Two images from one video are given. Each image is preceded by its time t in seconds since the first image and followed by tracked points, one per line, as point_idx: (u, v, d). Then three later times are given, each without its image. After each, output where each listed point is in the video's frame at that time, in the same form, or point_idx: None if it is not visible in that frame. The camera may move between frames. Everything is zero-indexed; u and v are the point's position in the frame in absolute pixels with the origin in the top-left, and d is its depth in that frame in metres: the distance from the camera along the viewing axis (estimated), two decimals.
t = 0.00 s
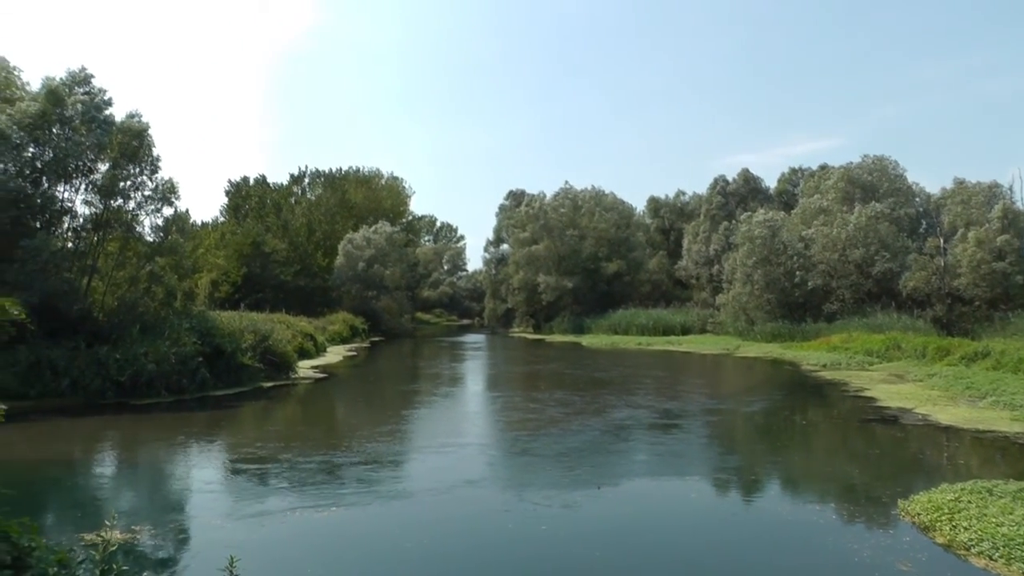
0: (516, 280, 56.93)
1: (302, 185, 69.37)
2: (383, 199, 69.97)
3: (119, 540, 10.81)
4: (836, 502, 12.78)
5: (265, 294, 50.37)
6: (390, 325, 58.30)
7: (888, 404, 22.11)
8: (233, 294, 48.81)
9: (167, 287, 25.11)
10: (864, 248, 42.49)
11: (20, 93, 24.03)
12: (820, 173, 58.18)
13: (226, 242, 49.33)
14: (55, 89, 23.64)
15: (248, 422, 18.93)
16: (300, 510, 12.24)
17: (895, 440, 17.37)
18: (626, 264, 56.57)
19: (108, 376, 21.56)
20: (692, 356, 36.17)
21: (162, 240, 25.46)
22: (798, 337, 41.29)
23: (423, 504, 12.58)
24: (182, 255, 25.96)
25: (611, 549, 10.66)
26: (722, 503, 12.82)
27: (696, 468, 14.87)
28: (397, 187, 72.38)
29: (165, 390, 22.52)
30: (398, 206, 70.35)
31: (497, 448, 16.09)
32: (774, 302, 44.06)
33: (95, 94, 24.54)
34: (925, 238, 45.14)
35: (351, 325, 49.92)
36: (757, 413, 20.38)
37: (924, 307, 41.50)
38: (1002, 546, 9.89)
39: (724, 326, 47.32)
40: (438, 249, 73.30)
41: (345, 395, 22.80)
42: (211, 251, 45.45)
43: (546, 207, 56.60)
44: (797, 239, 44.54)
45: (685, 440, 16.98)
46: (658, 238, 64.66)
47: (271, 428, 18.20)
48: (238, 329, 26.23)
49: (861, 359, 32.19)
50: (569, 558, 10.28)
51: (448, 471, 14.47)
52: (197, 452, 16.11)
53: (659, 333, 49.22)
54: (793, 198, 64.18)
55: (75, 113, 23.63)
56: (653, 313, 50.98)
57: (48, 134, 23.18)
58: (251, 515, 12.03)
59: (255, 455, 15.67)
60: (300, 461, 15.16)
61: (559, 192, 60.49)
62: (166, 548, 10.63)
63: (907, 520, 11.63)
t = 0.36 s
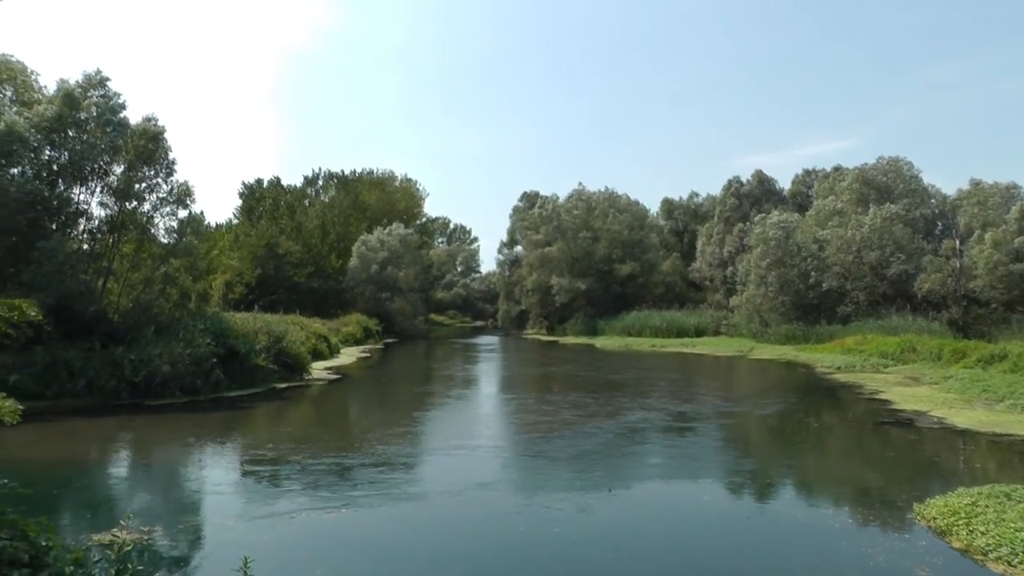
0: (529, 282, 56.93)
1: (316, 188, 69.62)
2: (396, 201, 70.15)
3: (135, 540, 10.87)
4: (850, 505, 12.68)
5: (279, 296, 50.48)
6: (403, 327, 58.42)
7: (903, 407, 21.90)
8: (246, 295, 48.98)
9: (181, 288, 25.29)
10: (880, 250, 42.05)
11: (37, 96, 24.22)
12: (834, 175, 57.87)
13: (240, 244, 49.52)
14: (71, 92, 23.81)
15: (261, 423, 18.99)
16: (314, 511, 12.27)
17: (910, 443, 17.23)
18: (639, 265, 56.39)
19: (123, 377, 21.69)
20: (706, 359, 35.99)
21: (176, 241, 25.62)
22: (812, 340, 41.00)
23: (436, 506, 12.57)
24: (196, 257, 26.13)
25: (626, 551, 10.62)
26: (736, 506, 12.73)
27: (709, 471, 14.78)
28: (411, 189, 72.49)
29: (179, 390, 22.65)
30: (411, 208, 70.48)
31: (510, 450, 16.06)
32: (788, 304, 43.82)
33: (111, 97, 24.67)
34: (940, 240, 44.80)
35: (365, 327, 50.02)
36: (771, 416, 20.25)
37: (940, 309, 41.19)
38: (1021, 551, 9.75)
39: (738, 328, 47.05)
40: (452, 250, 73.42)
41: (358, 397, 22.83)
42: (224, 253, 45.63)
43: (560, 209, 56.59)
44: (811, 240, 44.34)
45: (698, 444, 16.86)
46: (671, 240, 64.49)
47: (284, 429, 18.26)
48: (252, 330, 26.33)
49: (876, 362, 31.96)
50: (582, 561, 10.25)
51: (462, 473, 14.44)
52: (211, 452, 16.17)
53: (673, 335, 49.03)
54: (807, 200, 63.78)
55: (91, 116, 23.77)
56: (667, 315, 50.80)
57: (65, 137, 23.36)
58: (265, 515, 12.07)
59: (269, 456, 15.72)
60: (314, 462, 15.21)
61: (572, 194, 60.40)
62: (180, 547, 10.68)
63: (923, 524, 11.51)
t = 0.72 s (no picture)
0: (545, 284, 56.93)
1: (332, 190, 69.87)
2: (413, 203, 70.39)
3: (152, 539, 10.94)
4: (868, 509, 12.55)
5: (295, 297, 50.65)
6: (419, 329, 58.51)
7: (921, 410, 21.66)
8: (263, 297, 49.14)
9: (198, 290, 25.45)
10: (897, 251, 41.67)
11: (56, 101, 24.42)
12: (852, 175, 57.45)
13: (257, 246, 49.67)
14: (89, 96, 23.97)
15: (277, 424, 19.06)
16: (330, 512, 12.30)
17: (929, 446, 17.04)
18: (655, 267, 56.18)
19: (140, 378, 21.83)
20: (723, 360, 35.76)
21: (193, 243, 25.76)
22: (829, 342, 40.65)
23: (451, 507, 12.56)
24: (213, 259, 26.27)
25: (643, 554, 10.56)
26: (753, 509, 12.65)
27: (726, 474, 14.66)
28: (427, 191, 72.66)
29: (196, 392, 22.80)
30: (428, 210, 70.66)
31: (526, 452, 16.02)
32: (806, 305, 43.54)
33: (129, 101, 24.78)
34: (959, 240, 44.38)
35: (381, 329, 50.15)
36: (788, 419, 20.08)
37: (958, 310, 40.89)
38: None
39: (755, 329, 46.75)
40: (468, 252, 73.48)
41: (373, 398, 22.87)
42: (241, 254, 45.81)
43: (575, 211, 56.56)
44: (828, 241, 44.02)
45: (715, 446, 16.76)
46: (687, 241, 64.25)
47: (300, 430, 18.34)
48: (269, 332, 26.46)
49: (893, 364, 31.67)
50: (598, 564, 10.19)
51: (478, 475, 14.40)
52: (228, 453, 16.24)
53: (689, 337, 48.80)
54: (824, 200, 63.33)
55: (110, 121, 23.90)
56: (683, 316, 50.58)
57: (82, 140, 23.51)
58: (282, 516, 12.11)
59: (285, 457, 15.78)
60: (330, 463, 15.27)
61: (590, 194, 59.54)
62: (197, 547, 10.74)
63: (942, 528, 11.37)
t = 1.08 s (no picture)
0: (561, 286, 56.97)
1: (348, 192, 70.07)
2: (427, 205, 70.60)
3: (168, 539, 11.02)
4: (885, 511, 12.45)
5: (311, 299, 50.83)
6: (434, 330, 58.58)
7: (937, 412, 21.47)
8: (279, 298, 49.23)
9: (213, 292, 25.60)
10: (913, 252, 41.29)
11: (74, 105, 24.67)
12: (868, 175, 57.10)
13: (272, 248, 49.62)
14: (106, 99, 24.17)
15: (293, 425, 19.17)
16: (345, 513, 12.36)
17: (945, 447, 16.91)
18: (670, 268, 56.00)
19: (157, 379, 21.99)
20: (738, 362, 35.61)
21: (209, 246, 25.93)
22: (845, 343, 40.38)
23: (466, 508, 12.59)
24: (229, 261, 26.42)
25: (658, 556, 10.52)
26: (767, 511, 12.60)
27: (740, 475, 14.60)
28: (442, 193, 72.80)
29: (212, 393, 22.96)
30: (442, 211, 70.81)
31: (540, 453, 16.03)
32: (821, 306, 43.30)
33: (146, 104, 24.97)
34: (976, 241, 44.07)
35: (396, 330, 50.25)
36: (803, 420, 19.97)
37: (975, 311, 40.63)
38: None
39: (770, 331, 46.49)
40: (483, 253, 73.57)
41: (388, 399, 22.96)
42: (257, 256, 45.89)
43: (590, 212, 56.56)
44: (843, 242, 43.78)
45: (730, 448, 16.68)
46: (703, 243, 64.10)
47: (316, 430, 18.43)
48: (285, 333, 26.61)
49: (910, 365, 31.43)
50: (612, 565, 10.17)
51: (493, 477, 14.42)
52: (244, 454, 16.33)
53: (704, 338, 48.62)
54: (839, 201, 62.95)
55: (126, 124, 24.10)
56: (698, 318, 50.39)
57: (99, 144, 23.71)
58: (298, 517, 12.16)
59: (301, 458, 15.87)
60: (346, 464, 15.32)
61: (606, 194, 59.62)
62: (213, 547, 10.81)
63: (959, 531, 11.27)
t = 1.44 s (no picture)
0: (574, 287, 56.95)
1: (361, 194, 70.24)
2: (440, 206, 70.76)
3: (183, 538, 11.11)
4: (899, 514, 12.36)
5: (324, 300, 50.96)
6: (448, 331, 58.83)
7: (952, 413, 21.29)
8: (292, 300, 49.35)
9: (227, 293, 25.68)
10: (927, 253, 41.44)
11: (89, 108, 24.83)
12: (883, 176, 56.77)
13: (285, 250, 49.66)
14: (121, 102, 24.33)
15: (307, 426, 19.25)
16: (358, 513, 12.38)
17: (960, 449, 16.77)
18: (684, 269, 55.78)
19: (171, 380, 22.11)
20: (752, 363, 35.51)
21: (222, 247, 26.04)
22: (859, 344, 40.13)
23: (480, 509, 12.60)
24: (243, 263, 26.51)
25: (672, 558, 10.50)
26: (781, 513, 12.54)
27: (754, 478, 14.53)
28: (455, 194, 72.90)
29: (226, 393, 23.08)
30: (456, 213, 70.90)
31: (554, 455, 16.04)
32: (835, 308, 42.93)
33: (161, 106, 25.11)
34: (991, 242, 43.77)
35: (410, 331, 50.31)
36: (816, 422, 19.86)
37: (990, 312, 40.28)
38: None
39: (784, 332, 46.23)
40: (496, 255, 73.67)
41: (401, 400, 23.01)
42: (270, 257, 45.97)
43: (604, 212, 56.60)
44: (857, 243, 43.55)
45: (743, 450, 16.62)
46: (716, 244, 63.95)
47: (329, 432, 18.47)
48: (299, 334, 26.71)
49: (924, 367, 31.16)
50: (627, 567, 10.16)
51: (507, 478, 14.43)
52: (257, 454, 16.43)
53: (718, 340, 48.44)
54: (853, 202, 62.59)
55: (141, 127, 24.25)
56: (712, 319, 50.19)
57: (114, 146, 23.87)
58: (312, 517, 12.23)
59: (315, 459, 15.91)
60: (360, 465, 15.36)
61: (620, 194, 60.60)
62: (228, 547, 10.88)
63: (976, 534, 11.17)
